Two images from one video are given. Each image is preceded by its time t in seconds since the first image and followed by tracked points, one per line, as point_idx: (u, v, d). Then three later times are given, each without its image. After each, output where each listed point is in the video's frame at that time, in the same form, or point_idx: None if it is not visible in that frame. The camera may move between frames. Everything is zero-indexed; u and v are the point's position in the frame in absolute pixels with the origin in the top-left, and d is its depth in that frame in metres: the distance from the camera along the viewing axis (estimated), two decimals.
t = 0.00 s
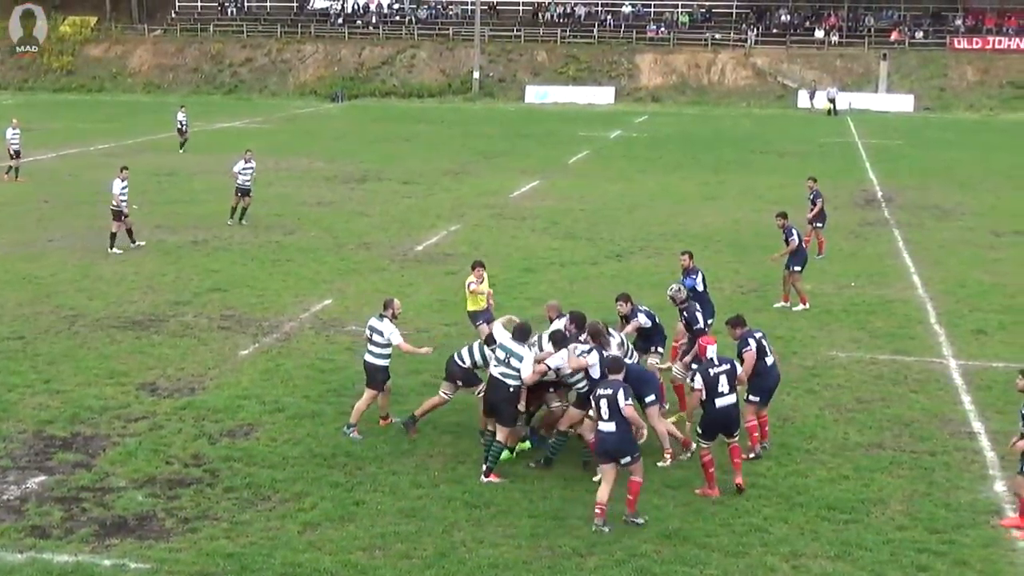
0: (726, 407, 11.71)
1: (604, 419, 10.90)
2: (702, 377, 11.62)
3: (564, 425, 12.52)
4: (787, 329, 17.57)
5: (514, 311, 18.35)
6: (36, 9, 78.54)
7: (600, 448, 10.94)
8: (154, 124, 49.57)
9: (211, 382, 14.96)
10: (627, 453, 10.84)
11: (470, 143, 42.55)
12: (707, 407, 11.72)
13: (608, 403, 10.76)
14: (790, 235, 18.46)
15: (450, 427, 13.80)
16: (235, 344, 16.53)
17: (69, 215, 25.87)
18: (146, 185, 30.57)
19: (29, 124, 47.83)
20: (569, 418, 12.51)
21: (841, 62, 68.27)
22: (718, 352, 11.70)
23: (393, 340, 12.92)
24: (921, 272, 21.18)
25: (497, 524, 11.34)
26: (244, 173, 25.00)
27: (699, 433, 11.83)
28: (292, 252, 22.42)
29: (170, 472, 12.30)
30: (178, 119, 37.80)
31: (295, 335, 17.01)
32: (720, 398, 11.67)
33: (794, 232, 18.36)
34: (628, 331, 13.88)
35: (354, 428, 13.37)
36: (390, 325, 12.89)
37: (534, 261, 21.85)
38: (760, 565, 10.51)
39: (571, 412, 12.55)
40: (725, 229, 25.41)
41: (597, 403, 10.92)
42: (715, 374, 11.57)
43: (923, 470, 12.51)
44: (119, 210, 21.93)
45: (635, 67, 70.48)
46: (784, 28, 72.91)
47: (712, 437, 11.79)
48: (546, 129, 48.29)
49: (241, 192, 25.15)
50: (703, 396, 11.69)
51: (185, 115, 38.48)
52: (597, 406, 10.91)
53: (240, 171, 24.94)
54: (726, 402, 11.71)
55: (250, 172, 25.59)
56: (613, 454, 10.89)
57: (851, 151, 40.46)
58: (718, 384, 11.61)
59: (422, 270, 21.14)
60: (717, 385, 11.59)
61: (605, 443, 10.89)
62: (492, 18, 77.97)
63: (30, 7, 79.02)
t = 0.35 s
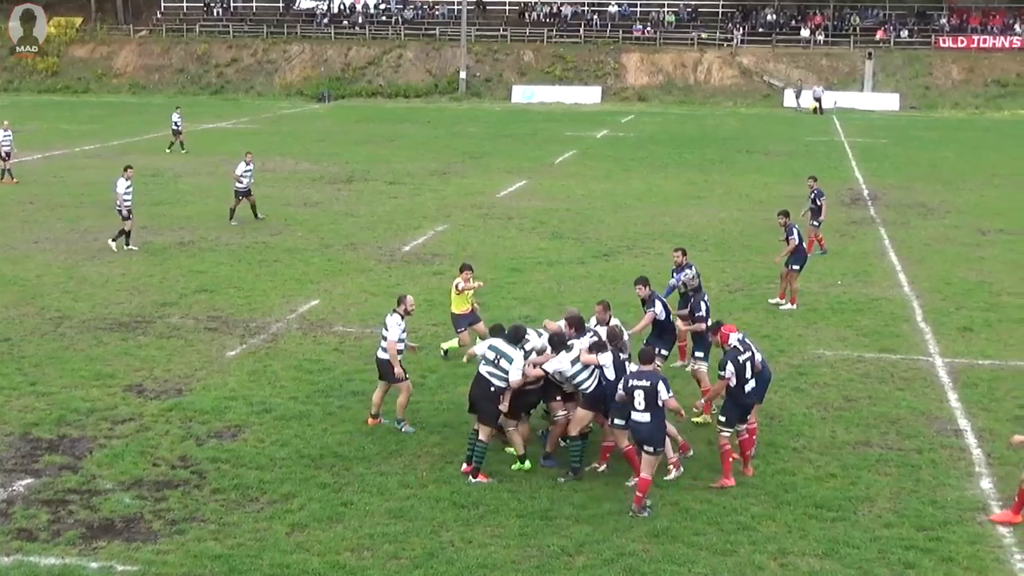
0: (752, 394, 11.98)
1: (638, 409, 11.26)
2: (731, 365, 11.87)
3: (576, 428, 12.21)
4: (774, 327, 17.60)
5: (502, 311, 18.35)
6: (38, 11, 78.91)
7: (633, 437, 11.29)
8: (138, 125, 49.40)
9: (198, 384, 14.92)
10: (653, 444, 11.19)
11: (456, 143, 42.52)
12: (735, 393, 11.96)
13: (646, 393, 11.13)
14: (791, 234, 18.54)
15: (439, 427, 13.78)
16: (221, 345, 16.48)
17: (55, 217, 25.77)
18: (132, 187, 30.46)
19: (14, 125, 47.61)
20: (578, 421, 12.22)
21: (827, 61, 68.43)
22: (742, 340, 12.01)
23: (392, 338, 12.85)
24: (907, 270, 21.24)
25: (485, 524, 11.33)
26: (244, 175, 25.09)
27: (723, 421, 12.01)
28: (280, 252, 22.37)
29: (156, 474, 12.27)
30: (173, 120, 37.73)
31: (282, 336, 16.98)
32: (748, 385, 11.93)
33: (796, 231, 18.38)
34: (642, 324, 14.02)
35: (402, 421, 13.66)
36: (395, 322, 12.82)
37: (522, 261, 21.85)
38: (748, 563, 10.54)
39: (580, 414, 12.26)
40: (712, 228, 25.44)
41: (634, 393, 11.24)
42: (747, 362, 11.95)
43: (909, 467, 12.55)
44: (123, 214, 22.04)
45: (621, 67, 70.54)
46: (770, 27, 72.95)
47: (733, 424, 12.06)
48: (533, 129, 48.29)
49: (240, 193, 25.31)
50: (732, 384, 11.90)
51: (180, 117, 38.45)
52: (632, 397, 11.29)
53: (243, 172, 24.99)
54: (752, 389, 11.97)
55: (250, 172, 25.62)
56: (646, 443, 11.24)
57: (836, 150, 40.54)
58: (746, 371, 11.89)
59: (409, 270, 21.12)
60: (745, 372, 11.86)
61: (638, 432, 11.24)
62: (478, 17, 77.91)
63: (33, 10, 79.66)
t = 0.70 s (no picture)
0: (755, 385, 12.41)
1: (664, 400, 11.58)
2: (731, 359, 12.26)
3: (570, 432, 12.16)
4: (757, 326, 17.65)
5: (485, 311, 18.37)
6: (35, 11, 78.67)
7: (664, 428, 11.61)
8: (121, 125, 49.21)
9: (181, 384, 14.89)
10: (685, 434, 11.61)
11: (439, 142, 42.51)
12: (738, 385, 12.36)
13: (676, 384, 11.46)
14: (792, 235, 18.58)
15: (423, 427, 13.77)
16: (204, 345, 16.44)
17: (36, 218, 25.64)
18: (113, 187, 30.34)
19: None
20: (574, 426, 12.16)
21: (809, 60, 68.65)
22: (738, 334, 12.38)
23: (404, 341, 12.97)
24: (889, 268, 21.34)
25: (470, 524, 11.33)
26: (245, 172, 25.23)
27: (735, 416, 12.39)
28: (263, 253, 22.33)
29: (140, 475, 12.24)
30: (163, 120, 37.60)
31: (266, 336, 16.95)
32: (750, 376, 12.33)
33: (795, 232, 18.45)
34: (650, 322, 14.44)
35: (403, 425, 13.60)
36: (407, 324, 13.02)
37: (505, 260, 21.86)
38: (732, 561, 10.57)
39: (575, 419, 12.19)
40: (695, 227, 25.50)
41: (660, 387, 11.53)
42: (746, 355, 12.34)
43: (893, 465, 12.60)
44: (124, 210, 22.10)
45: (604, 66, 70.62)
46: (753, 26, 73.16)
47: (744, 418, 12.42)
48: (517, 128, 48.30)
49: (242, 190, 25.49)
50: (735, 377, 12.30)
51: (171, 116, 38.32)
52: (659, 389, 11.56)
53: (245, 166, 25.13)
54: (755, 380, 12.40)
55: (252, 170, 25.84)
56: (679, 435, 11.64)
57: (819, 149, 40.68)
58: (747, 363, 12.31)
59: (392, 270, 21.12)
60: (746, 364, 12.29)
61: (667, 424, 11.59)
62: (461, 17, 77.93)
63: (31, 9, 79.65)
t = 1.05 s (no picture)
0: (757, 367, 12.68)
1: (697, 395, 11.48)
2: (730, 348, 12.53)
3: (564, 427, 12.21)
4: (739, 323, 17.69)
5: (467, 309, 18.36)
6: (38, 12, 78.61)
7: (700, 425, 11.46)
8: (102, 124, 49.01)
9: (164, 384, 14.86)
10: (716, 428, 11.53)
11: (421, 140, 42.49)
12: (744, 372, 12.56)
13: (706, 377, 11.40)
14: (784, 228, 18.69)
15: (407, 426, 13.76)
16: (186, 345, 16.40)
17: (17, 217, 25.54)
18: (94, 186, 30.22)
19: None
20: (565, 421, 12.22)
21: (791, 57, 68.81)
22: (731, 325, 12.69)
23: (422, 343, 12.61)
24: (870, 265, 21.41)
25: (454, 522, 11.32)
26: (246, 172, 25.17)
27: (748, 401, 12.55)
28: (245, 251, 22.28)
29: (122, 475, 12.21)
30: (153, 118, 37.49)
31: (248, 335, 16.92)
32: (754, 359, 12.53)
33: (787, 225, 18.53)
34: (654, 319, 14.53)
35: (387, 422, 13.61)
36: (421, 326, 12.53)
37: (488, 258, 21.86)
38: (715, 557, 10.59)
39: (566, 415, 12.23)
40: (678, 224, 25.53)
41: (690, 382, 11.41)
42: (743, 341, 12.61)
43: (875, 461, 12.63)
44: (121, 208, 22.05)
45: (586, 64, 70.67)
46: (734, 23, 73.31)
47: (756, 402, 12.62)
48: (500, 126, 48.29)
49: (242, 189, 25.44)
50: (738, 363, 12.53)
51: (161, 115, 38.20)
52: (693, 384, 11.42)
53: (245, 167, 25.06)
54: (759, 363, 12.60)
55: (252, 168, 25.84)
56: (710, 430, 11.52)
57: (800, 145, 40.77)
58: (746, 348, 12.56)
59: (374, 268, 21.11)
60: (746, 348, 12.56)
61: (701, 420, 11.47)
62: (442, 15, 77.91)
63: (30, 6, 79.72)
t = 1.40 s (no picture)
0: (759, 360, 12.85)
1: (699, 385, 11.54)
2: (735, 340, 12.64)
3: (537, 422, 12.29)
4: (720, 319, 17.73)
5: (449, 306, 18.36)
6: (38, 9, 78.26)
7: (701, 415, 11.55)
8: (84, 121, 48.81)
9: (145, 381, 14.83)
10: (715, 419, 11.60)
11: (402, 137, 42.44)
12: (749, 365, 12.67)
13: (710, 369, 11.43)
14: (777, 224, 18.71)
15: (391, 423, 13.75)
16: (167, 342, 16.36)
17: None
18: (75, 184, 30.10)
19: None
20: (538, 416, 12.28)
21: (772, 54, 68.89)
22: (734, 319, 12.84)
23: (434, 330, 13.05)
24: (851, 261, 21.47)
25: (437, 518, 11.33)
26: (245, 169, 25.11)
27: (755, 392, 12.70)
28: (227, 249, 22.24)
29: (104, 472, 12.18)
30: (142, 115, 37.38)
31: (230, 333, 16.89)
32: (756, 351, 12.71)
33: (781, 223, 18.55)
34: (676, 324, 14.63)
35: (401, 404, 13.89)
36: (438, 313, 13.00)
37: (470, 255, 21.87)
38: (697, 552, 10.61)
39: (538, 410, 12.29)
40: (660, 221, 25.56)
41: (694, 373, 11.44)
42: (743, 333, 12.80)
43: (857, 456, 12.68)
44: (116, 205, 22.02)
45: (568, 60, 70.69)
46: (716, 20, 73.44)
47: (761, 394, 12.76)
48: (482, 123, 48.26)
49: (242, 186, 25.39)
50: (742, 356, 12.65)
51: (150, 112, 38.05)
52: (695, 374, 11.46)
53: (244, 164, 25.00)
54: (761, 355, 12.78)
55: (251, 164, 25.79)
56: (710, 420, 11.60)
57: (781, 142, 40.86)
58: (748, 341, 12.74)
59: (356, 266, 21.09)
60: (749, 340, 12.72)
61: (704, 410, 11.53)
62: (424, 11, 77.79)
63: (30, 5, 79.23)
